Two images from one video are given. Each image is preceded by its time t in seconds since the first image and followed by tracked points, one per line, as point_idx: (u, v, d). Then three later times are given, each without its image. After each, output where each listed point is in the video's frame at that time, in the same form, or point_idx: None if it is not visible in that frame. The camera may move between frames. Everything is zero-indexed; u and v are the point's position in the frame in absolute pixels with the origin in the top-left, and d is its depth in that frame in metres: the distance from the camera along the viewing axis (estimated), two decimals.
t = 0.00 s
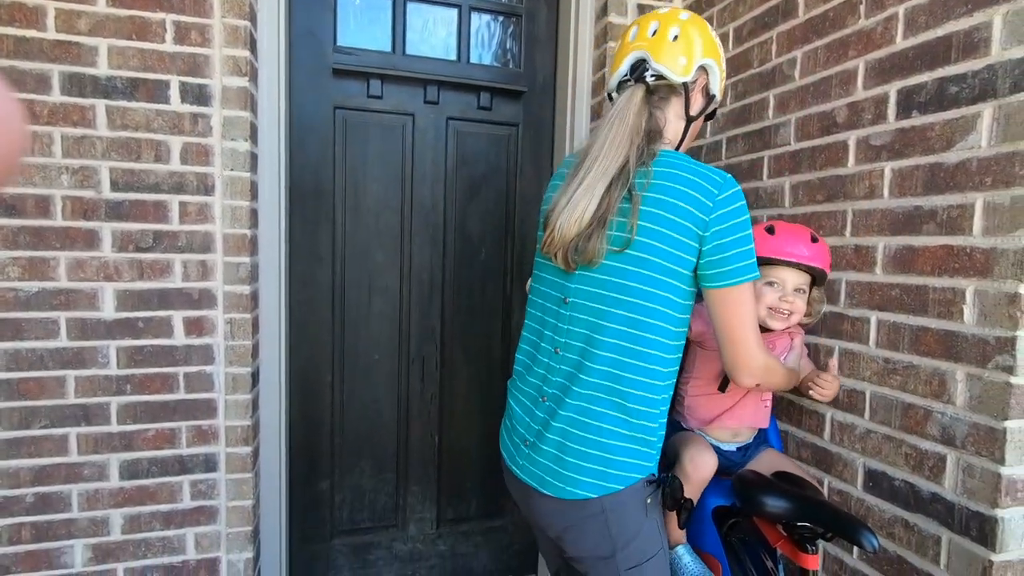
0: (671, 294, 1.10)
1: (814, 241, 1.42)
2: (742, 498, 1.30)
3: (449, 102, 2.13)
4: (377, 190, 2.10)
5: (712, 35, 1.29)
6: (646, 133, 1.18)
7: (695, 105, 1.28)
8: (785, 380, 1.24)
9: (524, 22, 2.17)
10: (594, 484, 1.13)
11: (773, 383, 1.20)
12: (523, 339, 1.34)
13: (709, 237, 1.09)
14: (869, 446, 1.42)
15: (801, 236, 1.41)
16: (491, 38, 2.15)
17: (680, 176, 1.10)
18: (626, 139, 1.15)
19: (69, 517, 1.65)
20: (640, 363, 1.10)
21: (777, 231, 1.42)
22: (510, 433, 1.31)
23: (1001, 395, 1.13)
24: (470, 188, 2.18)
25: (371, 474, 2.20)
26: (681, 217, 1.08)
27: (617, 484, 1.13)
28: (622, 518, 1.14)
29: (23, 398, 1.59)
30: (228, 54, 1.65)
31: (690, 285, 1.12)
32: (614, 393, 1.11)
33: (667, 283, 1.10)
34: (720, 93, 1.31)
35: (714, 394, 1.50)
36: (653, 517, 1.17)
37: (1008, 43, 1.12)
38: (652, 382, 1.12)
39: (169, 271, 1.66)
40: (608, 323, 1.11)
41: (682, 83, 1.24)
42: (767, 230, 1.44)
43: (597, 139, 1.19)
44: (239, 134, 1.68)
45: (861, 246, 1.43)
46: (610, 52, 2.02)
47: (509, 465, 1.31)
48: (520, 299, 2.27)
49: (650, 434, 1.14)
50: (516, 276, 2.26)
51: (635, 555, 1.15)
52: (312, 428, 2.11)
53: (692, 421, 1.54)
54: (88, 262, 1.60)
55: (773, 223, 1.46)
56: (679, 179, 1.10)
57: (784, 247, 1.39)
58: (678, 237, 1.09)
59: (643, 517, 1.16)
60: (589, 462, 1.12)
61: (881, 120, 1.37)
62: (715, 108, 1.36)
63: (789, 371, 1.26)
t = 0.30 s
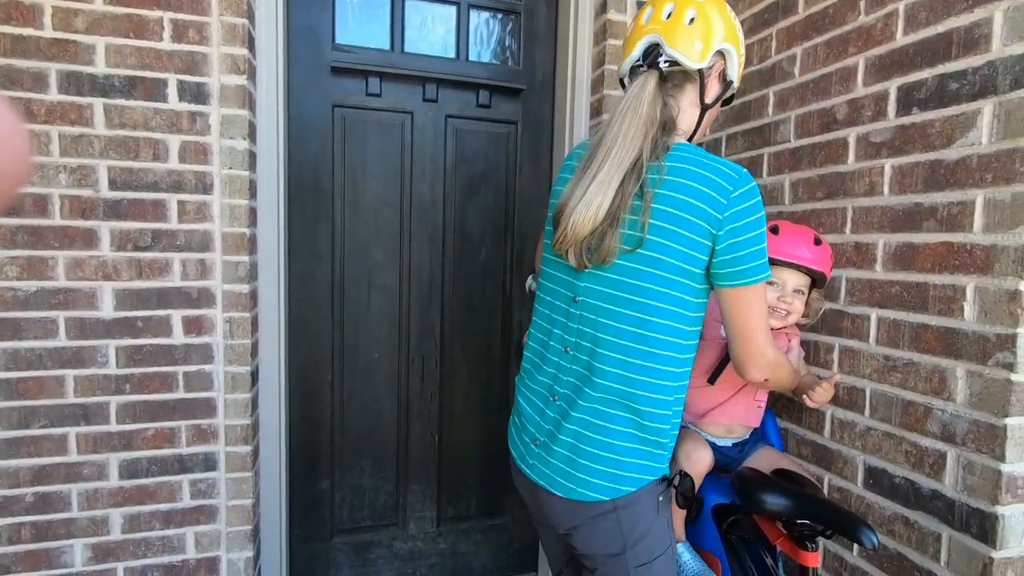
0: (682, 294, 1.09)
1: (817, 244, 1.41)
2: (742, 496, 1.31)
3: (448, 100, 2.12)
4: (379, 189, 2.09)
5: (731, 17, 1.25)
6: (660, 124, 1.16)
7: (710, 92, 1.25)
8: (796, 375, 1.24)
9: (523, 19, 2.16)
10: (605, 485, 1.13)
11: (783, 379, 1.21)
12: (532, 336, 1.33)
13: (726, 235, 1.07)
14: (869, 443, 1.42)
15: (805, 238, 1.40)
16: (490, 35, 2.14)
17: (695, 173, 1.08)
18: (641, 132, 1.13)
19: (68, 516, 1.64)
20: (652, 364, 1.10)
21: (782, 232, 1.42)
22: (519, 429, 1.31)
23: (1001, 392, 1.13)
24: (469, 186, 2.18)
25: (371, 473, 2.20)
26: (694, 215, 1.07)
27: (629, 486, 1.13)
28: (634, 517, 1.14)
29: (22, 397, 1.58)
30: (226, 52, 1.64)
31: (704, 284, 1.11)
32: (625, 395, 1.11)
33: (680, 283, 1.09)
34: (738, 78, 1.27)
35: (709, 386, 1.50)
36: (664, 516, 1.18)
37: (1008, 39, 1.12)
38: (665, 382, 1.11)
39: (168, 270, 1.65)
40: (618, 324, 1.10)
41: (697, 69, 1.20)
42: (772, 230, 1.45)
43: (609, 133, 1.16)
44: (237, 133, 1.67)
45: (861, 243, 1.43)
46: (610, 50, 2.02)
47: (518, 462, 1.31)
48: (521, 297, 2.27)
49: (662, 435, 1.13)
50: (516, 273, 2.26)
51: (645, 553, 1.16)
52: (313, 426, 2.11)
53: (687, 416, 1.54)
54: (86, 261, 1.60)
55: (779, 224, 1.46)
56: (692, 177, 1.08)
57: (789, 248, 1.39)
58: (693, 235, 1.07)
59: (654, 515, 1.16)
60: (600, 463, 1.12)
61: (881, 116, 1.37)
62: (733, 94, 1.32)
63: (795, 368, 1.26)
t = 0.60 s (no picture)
0: (664, 291, 1.10)
1: (806, 241, 1.42)
2: (743, 493, 1.30)
3: (447, 97, 2.12)
4: (377, 187, 2.09)
5: (728, 14, 1.24)
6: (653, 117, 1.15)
7: (705, 89, 1.24)
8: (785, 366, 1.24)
9: (522, 17, 2.15)
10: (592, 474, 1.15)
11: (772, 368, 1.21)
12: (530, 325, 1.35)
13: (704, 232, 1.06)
14: (870, 440, 1.42)
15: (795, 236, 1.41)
16: (489, 33, 2.14)
17: (675, 171, 1.08)
18: (637, 125, 1.12)
19: (68, 515, 1.64)
20: (635, 359, 1.11)
21: (771, 230, 1.42)
22: (515, 417, 1.35)
23: (1004, 389, 1.13)
24: (469, 185, 2.17)
25: (371, 471, 2.20)
26: (673, 213, 1.06)
27: (614, 475, 1.15)
28: (619, 497, 1.16)
29: (21, 397, 1.58)
30: (225, 50, 1.64)
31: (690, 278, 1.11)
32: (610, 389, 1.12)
33: (661, 279, 1.09)
34: (736, 76, 1.26)
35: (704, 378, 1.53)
36: (651, 500, 1.18)
37: (1010, 35, 1.11)
38: (650, 377, 1.12)
39: (167, 268, 1.65)
40: (602, 318, 1.12)
41: (688, 68, 1.20)
42: (760, 228, 1.45)
43: (604, 128, 1.15)
44: (237, 131, 1.67)
45: (862, 240, 1.43)
46: (610, 47, 2.01)
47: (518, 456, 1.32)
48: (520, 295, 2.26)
49: (648, 430, 1.14)
50: (516, 272, 2.25)
51: (632, 533, 1.16)
52: (312, 424, 2.11)
53: (686, 409, 1.56)
54: (85, 260, 1.59)
55: (766, 220, 1.46)
56: (673, 173, 1.08)
57: (779, 247, 1.40)
58: (672, 234, 1.07)
59: (641, 499, 1.17)
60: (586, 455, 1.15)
61: (882, 113, 1.37)
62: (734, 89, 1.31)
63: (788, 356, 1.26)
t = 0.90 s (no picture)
0: (622, 278, 1.24)
1: (779, 254, 1.50)
2: (749, 493, 1.30)
3: (448, 97, 2.11)
4: (378, 186, 2.09)
5: (695, 28, 1.35)
6: (615, 127, 1.33)
7: (673, 99, 1.36)
8: (755, 351, 1.34)
9: (524, 16, 2.15)
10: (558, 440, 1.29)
11: (744, 354, 1.32)
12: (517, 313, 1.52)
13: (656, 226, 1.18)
14: (875, 439, 1.41)
15: (770, 252, 1.49)
16: (490, 32, 2.13)
17: (630, 172, 1.22)
18: (598, 134, 1.30)
19: (73, 516, 1.64)
20: (596, 338, 1.25)
21: (748, 242, 1.48)
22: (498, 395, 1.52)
23: (1009, 387, 1.12)
24: (471, 184, 2.17)
25: (374, 471, 2.20)
26: (627, 209, 1.20)
27: (572, 447, 1.28)
28: (575, 472, 1.29)
29: (26, 398, 1.58)
30: (227, 51, 1.64)
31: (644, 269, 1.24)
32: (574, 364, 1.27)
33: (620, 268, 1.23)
34: (706, 84, 1.36)
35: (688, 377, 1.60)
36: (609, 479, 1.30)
37: (1014, 31, 1.11)
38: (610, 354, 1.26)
39: (170, 269, 1.65)
40: (568, 301, 1.27)
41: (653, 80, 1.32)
42: (737, 239, 1.50)
43: (572, 138, 1.34)
44: (239, 132, 1.67)
45: (865, 238, 1.42)
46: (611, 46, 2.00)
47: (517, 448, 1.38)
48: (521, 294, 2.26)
49: (606, 404, 1.28)
50: (518, 271, 2.25)
51: (589, 507, 1.28)
52: (315, 423, 2.11)
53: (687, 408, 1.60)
54: (88, 261, 1.59)
55: (742, 229, 1.51)
56: (627, 173, 1.22)
57: (756, 261, 1.47)
58: (627, 227, 1.21)
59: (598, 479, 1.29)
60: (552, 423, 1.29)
61: (885, 110, 1.36)
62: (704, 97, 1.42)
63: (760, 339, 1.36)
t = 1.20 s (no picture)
0: (615, 271, 1.24)
1: (766, 262, 1.53)
2: (753, 491, 1.30)
3: (451, 97, 2.11)
4: (382, 186, 2.08)
5: (674, 29, 1.34)
6: (602, 126, 1.34)
7: (656, 99, 1.35)
8: (741, 348, 1.34)
9: (526, 15, 2.14)
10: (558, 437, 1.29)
11: (730, 349, 1.32)
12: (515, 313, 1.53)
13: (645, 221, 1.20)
14: (882, 439, 1.40)
15: (757, 261, 1.51)
16: (493, 31, 2.13)
17: (618, 169, 1.23)
18: (586, 134, 1.31)
19: (78, 517, 1.65)
20: (590, 334, 1.26)
21: (736, 253, 1.50)
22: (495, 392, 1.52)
23: (1018, 386, 1.11)
24: (474, 184, 2.17)
25: (378, 471, 2.20)
26: (616, 204, 1.21)
27: (567, 438, 1.28)
28: (574, 464, 1.28)
29: (31, 399, 1.59)
30: (229, 52, 1.64)
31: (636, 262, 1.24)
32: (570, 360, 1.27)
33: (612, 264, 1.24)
34: (689, 83, 1.35)
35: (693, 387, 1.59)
36: (606, 469, 1.30)
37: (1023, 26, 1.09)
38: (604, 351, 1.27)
39: (174, 270, 1.65)
40: (562, 298, 1.28)
41: (632, 81, 1.32)
42: (725, 250, 1.51)
43: (561, 138, 1.35)
44: (241, 132, 1.67)
45: (872, 236, 1.41)
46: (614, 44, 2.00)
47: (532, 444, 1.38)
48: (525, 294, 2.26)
49: (600, 396, 1.28)
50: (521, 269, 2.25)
51: (589, 498, 1.28)
52: (319, 423, 2.11)
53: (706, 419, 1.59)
54: (93, 263, 1.60)
55: (730, 239, 1.53)
56: (616, 170, 1.23)
57: (744, 272, 1.48)
58: (617, 222, 1.22)
59: (596, 468, 1.29)
60: (550, 420, 1.29)
61: (892, 107, 1.35)
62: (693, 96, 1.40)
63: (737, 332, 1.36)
